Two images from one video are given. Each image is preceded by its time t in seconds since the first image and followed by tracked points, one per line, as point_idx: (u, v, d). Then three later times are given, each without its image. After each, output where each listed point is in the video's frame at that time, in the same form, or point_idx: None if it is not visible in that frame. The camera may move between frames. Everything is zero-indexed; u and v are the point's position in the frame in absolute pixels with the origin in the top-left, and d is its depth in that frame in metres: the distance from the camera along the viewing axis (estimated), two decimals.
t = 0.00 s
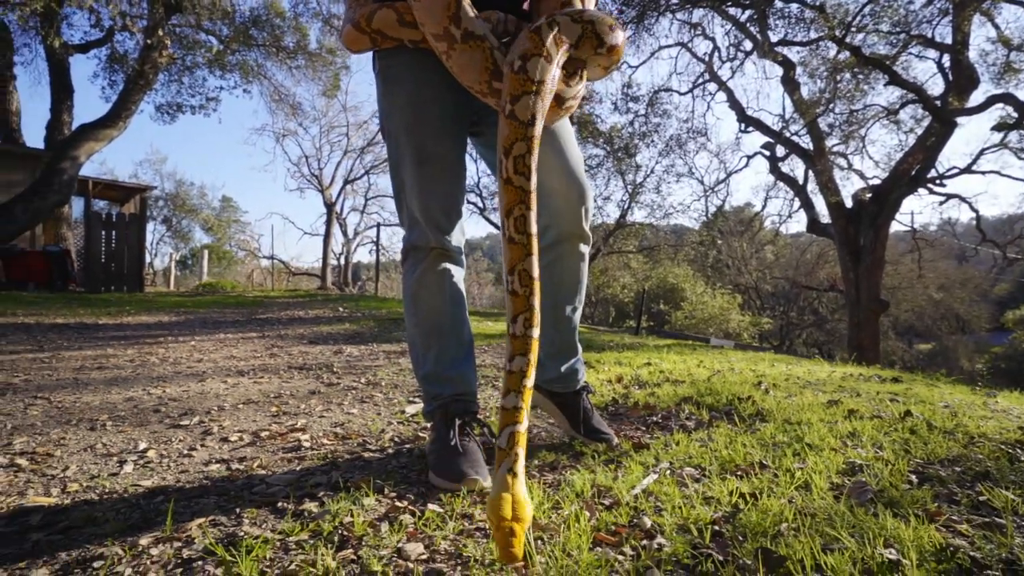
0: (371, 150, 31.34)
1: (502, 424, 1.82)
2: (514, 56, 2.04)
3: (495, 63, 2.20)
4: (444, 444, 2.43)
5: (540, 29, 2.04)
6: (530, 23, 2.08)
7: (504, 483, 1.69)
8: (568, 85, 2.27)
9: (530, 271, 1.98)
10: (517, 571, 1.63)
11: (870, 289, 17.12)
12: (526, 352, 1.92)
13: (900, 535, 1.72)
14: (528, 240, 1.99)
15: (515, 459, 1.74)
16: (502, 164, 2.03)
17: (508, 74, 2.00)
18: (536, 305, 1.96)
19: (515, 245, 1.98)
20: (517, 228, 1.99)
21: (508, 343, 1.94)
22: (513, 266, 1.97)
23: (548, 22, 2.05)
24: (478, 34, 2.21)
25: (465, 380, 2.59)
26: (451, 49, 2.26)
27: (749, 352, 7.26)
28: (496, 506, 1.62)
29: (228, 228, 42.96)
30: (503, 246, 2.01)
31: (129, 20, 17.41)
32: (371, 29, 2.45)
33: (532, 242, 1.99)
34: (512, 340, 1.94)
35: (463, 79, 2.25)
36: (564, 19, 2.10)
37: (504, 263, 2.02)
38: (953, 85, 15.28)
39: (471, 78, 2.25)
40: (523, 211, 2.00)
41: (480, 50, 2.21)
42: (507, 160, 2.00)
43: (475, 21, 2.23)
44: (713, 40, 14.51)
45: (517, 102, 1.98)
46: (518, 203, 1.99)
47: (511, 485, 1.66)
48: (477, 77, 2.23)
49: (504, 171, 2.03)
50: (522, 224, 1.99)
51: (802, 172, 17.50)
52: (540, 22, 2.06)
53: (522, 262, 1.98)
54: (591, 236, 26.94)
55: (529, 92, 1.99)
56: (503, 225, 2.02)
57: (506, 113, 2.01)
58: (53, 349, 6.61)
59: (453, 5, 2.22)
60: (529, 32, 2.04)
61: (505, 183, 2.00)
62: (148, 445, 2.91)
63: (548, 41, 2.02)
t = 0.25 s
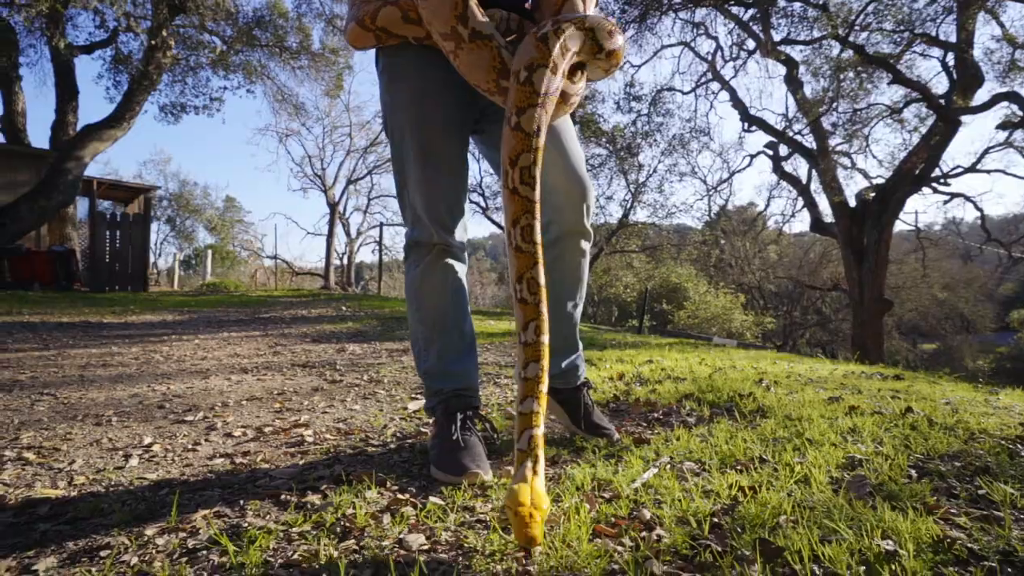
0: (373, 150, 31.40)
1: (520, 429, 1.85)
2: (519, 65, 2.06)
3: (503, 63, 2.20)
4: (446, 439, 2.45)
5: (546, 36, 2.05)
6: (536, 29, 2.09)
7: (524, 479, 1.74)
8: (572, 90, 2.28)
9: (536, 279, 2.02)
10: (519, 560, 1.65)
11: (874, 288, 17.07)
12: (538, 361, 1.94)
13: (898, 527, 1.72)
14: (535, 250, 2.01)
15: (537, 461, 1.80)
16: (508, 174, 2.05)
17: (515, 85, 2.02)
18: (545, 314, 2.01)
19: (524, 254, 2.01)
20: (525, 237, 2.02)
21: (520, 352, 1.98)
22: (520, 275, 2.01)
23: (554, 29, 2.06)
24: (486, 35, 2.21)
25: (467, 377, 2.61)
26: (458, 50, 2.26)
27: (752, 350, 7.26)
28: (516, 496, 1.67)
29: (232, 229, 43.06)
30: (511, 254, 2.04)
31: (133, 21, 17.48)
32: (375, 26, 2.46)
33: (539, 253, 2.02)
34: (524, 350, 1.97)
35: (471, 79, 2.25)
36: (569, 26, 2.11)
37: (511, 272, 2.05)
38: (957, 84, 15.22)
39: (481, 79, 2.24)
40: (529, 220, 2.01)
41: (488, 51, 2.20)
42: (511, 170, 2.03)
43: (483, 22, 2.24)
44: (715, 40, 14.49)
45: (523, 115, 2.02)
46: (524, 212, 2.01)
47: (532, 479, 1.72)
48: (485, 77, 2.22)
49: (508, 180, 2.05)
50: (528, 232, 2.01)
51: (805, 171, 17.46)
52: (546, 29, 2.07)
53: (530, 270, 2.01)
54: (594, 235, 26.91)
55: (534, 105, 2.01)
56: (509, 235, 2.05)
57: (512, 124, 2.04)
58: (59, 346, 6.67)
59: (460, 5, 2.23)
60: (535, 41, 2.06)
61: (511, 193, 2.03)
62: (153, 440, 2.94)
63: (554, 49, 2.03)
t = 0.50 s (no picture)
0: (376, 149, 31.45)
1: (517, 412, 1.95)
2: (521, 64, 2.10)
3: (511, 55, 2.26)
4: (446, 424, 2.48)
5: (547, 33, 2.07)
6: (537, 26, 2.11)
7: (514, 457, 1.76)
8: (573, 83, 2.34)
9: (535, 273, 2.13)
10: (516, 536, 1.68)
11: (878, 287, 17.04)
12: (536, 350, 2.10)
13: (890, 506, 1.75)
14: (533, 246, 2.12)
15: (528, 445, 1.84)
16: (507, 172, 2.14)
17: (515, 85, 2.08)
18: (542, 305, 2.14)
19: (522, 249, 2.12)
20: (524, 233, 2.12)
21: (520, 342, 2.12)
22: (519, 268, 2.12)
23: (555, 28, 2.08)
24: (494, 30, 2.26)
25: (468, 365, 2.65)
26: (467, 42, 2.29)
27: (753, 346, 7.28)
28: (505, 471, 1.67)
29: (235, 228, 43.14)
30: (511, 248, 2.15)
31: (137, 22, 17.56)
32: (380, 17, 2.49)
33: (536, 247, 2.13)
34: (524, 341, 2.11)
35: (480, 71, 2.30)
36: (570, 23, 2.14)
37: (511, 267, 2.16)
38: (961, 82, 15.18)
39: (490, 71, 2.30)
40: (527, 217, 2.11)
41: (495, 44, 2.25)
42: (511, 168, 2.12)
43: (490, 16, 2.28)
44: (717, 38, 14.49)
45: (523, 114, 2.08)
46: (523, 208, 2.10)
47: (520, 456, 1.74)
48: (493, 70, 2.28)
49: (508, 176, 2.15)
50: (526, 228, 2.11)
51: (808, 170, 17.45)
52: (547, 27, 2.10)
53: (528, 264, 2.13)
54: (596, 234, 26.91)
55: (534, 105, 2.07)
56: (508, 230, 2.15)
57: (512, 123, 2.10)
58: (64, 342, 6.72)
59: None
60: (537, 39, 2.08)
61: (511, 190, 2.12)
62: (158, 427, 2.99)
63: (555, 49, 2.06)
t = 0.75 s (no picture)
0: (378, 148, 31.50)
1: (497, 392, 2.03)
2: (520, 60, 2.14)
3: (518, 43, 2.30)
4: (447, 404, 2.53)
5: (547, 29, 2.10)
6: (536, 21, 2.14)
7: (489, 431, 1.78)
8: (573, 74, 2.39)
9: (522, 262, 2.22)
10: (515, 503, 1.72)
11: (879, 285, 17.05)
12: (519, 336, 2.17)
13: (880, 475, 1.79)
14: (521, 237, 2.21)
15: (505, 420, 1.88)
16: (501, 164, 2.23)
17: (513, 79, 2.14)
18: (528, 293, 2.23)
19: (512, 239, 2.21)
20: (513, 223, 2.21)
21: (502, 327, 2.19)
22: (507, 257, 2.20)
23: (557, 23, 2.10)
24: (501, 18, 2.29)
25: (468, 347, 2.69)
26: (475, 30, 2.33)
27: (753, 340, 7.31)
28: (483, 443, 1.69)
29: (237, 228, 43.21)
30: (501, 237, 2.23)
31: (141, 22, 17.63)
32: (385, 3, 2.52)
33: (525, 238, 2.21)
34: (507, 326, 2.19)
35: (487, 59, 2.35)
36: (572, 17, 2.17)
37: (499, 254, 2.23)
38: (962, 81, 15.17)
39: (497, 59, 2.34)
40: (516, 208, 2.21)
41: (503, 32, 2.29)
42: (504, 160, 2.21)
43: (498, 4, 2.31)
44: (718, 37, 14.51)
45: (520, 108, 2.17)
46: (515, 199, 2.19)
47: (498, 428, 1.76)
48: (501, 57, 2.33)
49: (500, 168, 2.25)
50: (516, 219, 2.20)
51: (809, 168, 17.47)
52: (547, 22, 2.12)
53: (516, 253, 2.20)
54: (597, 233, 26.93)
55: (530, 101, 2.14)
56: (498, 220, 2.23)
57: (507, 117, 2.20)
58: (69, 334, 6.79)
59: None
60: (537, 34, 2.11)
61: (504, 180, 2.22)
62: (164, 409, 3.05)
63: (554, 45, 2.09)
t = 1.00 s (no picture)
0: (380, 147, 31.53)
1: (492, 359, 2.08)
2: (520, 47, 2.20)
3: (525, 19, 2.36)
4: (452, 373, 2.56)
5: (545, 16, 2.16)
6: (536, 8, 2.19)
7: (482, 389, 1.81)
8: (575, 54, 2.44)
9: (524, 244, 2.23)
10: (518, 458, 1.76)
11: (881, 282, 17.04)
12: (518, 313, 2.17)
13: (878, 433, 1.82)
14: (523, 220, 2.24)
15: (496, 383, 1.92)
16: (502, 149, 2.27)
17: (513, 67, 2.19)
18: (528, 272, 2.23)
19: (514, 222, 2.23)
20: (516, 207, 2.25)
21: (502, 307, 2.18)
22: (509, 239, 2.21)
23: (556, 10, 2.16)
24: None
25: (472, 320, 2.72)
26: (482, 7, 2.36)
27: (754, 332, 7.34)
28: (471, 397, 1.74)
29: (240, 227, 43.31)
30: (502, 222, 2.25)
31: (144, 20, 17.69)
32: None
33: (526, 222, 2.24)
34: (506, 303, 2.19)
35: (494, 35, 2.39)
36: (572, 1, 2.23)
37: (500, 237, 2.26)
38: (966, 78, 15.14)
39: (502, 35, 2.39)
40: (519, 191, 2.24)
41: (509, 9, 2.34)
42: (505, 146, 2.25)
43: None
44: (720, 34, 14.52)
45: (519, 95, 2.21)
46: (516, 183, 2.23)
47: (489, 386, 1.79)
48: (508, 33, 2.38)
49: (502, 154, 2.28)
50: (518, 202, 2.24)
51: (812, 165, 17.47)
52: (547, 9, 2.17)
53: (518, 235, 2.23)
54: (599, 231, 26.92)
55: (530, 87, 2.19)
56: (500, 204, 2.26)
57: (508, 104, 2.23)
58: (75, 324, 6.85)
59: None
60: (536, 22, 2.17)
61: (505, 165, 2.25)
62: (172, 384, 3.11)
63: (553, 33, 2.17)
